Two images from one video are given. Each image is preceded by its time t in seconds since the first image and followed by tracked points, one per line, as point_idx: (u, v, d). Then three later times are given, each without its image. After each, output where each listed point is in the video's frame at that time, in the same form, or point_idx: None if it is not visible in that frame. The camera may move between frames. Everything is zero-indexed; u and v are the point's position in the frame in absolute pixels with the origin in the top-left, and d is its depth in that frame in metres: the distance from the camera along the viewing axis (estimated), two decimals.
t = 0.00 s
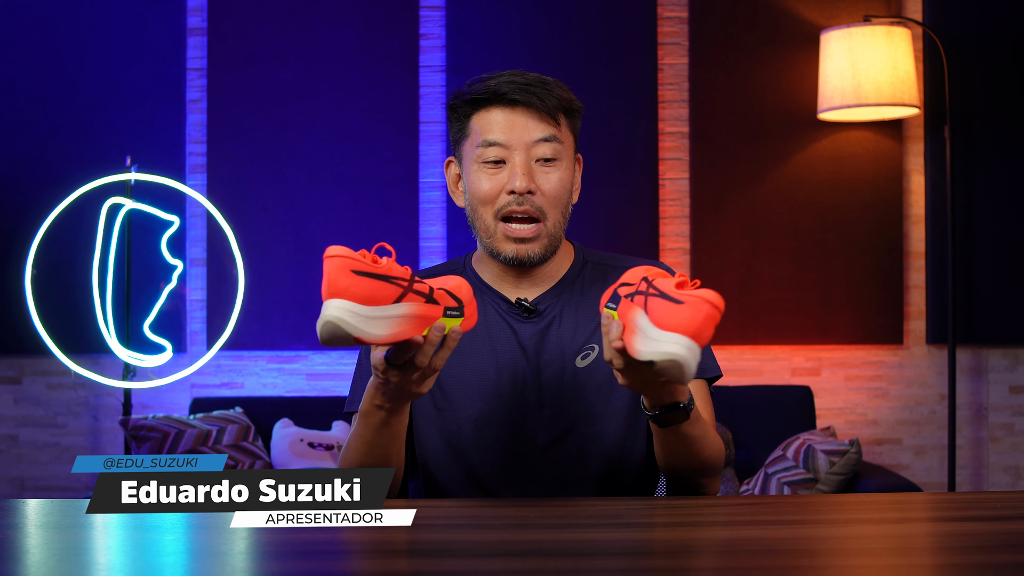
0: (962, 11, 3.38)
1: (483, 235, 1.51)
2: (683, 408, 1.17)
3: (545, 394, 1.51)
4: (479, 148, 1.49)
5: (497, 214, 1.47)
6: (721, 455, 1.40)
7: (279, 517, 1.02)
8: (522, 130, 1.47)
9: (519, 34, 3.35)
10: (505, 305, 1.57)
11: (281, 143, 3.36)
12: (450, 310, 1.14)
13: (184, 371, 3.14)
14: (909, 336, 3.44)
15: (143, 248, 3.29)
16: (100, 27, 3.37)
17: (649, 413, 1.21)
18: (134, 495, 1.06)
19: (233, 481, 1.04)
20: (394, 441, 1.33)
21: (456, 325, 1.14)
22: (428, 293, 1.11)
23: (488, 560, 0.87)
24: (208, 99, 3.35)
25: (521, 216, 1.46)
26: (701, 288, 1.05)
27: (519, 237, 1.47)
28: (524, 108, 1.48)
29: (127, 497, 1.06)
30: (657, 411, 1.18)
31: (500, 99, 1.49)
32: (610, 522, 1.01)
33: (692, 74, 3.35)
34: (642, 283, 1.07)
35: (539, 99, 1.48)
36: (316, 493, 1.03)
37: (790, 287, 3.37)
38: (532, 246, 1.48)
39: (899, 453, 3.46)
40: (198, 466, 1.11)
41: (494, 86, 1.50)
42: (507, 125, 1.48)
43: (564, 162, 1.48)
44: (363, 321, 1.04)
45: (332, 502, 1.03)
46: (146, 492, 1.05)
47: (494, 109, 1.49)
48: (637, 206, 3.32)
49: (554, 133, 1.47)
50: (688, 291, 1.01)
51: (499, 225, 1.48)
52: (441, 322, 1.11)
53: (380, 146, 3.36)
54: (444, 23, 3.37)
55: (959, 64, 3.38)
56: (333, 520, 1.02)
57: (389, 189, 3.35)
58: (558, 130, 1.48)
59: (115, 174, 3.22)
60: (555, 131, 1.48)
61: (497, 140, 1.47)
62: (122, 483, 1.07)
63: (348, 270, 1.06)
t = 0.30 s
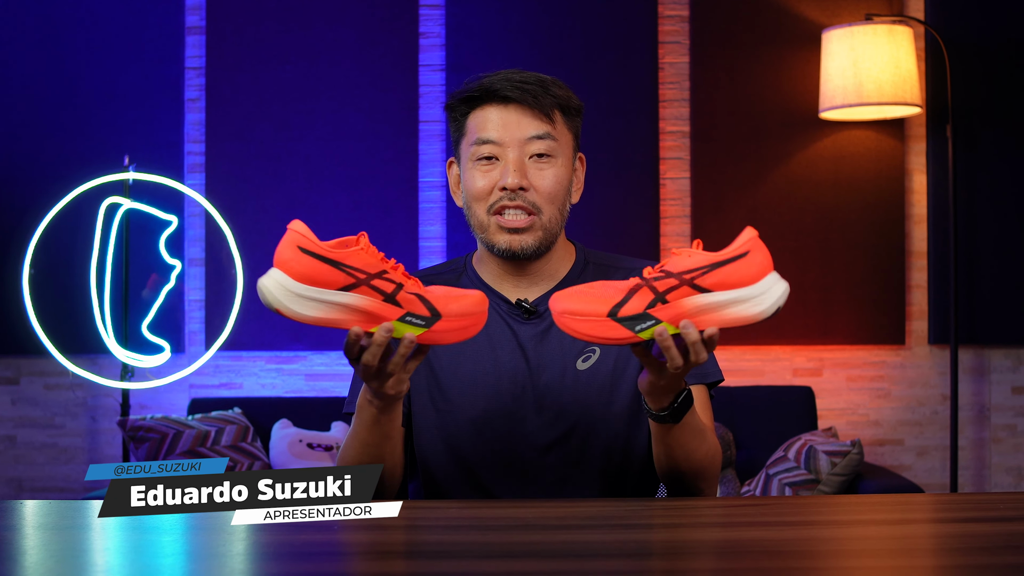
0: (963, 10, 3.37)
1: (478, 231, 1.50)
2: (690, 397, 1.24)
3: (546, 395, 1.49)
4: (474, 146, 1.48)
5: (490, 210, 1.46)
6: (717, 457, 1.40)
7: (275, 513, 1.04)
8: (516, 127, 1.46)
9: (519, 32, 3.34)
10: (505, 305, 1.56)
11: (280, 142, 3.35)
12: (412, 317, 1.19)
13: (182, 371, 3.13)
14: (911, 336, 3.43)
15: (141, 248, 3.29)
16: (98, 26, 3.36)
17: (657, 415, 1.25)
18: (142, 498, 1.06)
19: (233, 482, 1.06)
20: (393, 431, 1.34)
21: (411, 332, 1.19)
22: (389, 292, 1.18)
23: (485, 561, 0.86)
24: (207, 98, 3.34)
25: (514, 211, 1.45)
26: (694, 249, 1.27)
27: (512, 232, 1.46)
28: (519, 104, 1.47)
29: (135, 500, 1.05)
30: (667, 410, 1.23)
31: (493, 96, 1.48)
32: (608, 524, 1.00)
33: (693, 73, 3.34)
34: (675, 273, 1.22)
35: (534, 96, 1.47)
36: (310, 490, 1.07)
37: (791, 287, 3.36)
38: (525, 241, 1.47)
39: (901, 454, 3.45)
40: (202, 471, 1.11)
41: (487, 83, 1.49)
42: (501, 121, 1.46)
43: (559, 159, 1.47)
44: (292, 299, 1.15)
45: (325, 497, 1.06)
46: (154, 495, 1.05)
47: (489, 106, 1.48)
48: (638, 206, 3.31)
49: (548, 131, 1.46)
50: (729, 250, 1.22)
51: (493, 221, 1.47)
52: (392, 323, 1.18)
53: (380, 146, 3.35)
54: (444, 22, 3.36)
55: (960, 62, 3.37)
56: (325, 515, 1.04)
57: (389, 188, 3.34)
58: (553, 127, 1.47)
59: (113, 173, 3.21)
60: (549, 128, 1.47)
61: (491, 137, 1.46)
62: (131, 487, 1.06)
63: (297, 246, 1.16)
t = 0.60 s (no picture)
0: (965, 8, 3.36)
1: (479, 229, 1.49)
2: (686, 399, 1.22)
3: (546, 396, 1.48)
4: (476, 144, 1.47)
5: (492, 209, 1.45)
6: (716, 460, 1.40)
7: (275, 513, 1.03)
8: (520, 126, 1.45)
9: (519, 31, 3.33)
10: (505, 306, 1.55)
11: (279, 141, 3.34)
12: (410, 338, 1.15)
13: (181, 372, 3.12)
14: (913, 336, 3.42)
15: (140, 249, 3.28)
16: (96, 25, 3.35)
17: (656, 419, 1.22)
18: (142, 498, 1.04)
19: (233, 482, 1.04)
20: (393, 437, 1.33)
21: (406, 353, 1.14)
22: (391, 310, 1.15)
23: (483, 563, 0.85)
24: (205, 97, 3.33)
25: (516, 210, 1.44)
26: (672, 243, 1.25)
27: (514, 231, 1.45)
28: (523, 103, 1.46)
29: (135, 501, 1.05)
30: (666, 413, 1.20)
31: (498, 94, 1.47)
32: (609, 525, 0.99)
33: (693, 72, 3.33)
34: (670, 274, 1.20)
35: (538, 96, 1.46)
36: (310, 490, 1.06)
37: (792, 287, 3.34)
38: (526, 241, 1.46)
39: (903, 455, 3.44)
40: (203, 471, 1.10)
41: (492, 82, 1.48)
42: (505, 120, 1.45)
43: (562, 159, 1.46)
44: (293, 303, 1.14)
45: (324, 497, 1.05)
46: (154, 495, 1.04)
47: (493, 104, 1.47)
48: (638, 206, 3.30)
49: (552, 130, 1.45)
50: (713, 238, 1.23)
51: (494, 219, 1.46)
52: (389, 341, 1.14)
53: (379, 145, 3.33)
54: (444, 20, 3.35)
55: (962, 61, 3.36)
56: (325, 515, 1.03)
57: (389, 188, 3.33)
58: (557, 127, 1.46)
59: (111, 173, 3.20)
60: (553, 128, 1.45)
61: (494, 135, 1.45)
62: (131, 487, 1.05)
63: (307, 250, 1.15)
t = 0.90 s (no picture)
0: (967, 7, 3.34)
1: (476, 232, 1.48)
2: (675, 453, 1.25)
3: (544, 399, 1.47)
4: (472, 145, 1.46)
5: (488, 210, 1.44)
6: (708, 480, 1.39)
7: (276, 513, 1.02)
8: (515, 126, 1.44)
9: (519, 30, 3.32)
10: (505, 308, 1.54)
11: (279, 140, 3.32)
12: (439, 376, 1.16)
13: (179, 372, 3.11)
14: (915, 337, 3.41)
15: (138, 248, 3.27)
16: (94, 24, 3.34)
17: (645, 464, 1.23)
18: (143, 498, 1.04)
19: (234, 482, 1.03)
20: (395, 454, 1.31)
21: (438, 392, 1.16)
22: (418, 352, 1.14)
23: (482, 565, 0.84)
24: (204, 96, 3.32)
25: (512, 211, 1.43)
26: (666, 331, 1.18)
27: (510, 232, 1.43)
28: (518, 103, 1.45)
29: (135, 501, 1.04)
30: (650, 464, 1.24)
31: (493, 94, 1.46)
32: (611, 527, 0.98)
33: (695, 71, 3.33)
34: (645, 368, 1.15)
35: (534, 95, 1.45)
36: (310, 490, 1.04)
37: (794, 287, 3.33)
38: (524, 242, 1.44)
39: (905, 456, 3.43)
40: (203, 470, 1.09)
41: (486, 82, 1.47)
42: (500, 121, 1.44)
43: (558, 159, 1.45)
44: (330, 362, 1.10)
45: (324, 497, 1.04)
46: (154, 495, 1.03)
47: (488, 105, 1.46)
48: (638, 206, 3.29)
49: (548, 130, 1.44)
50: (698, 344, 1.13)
51: (490, 221, 1.45)
52: (421, 384, 1.14)
53: (379, 144, 3.32)
54: (444, 19, 3.34)
55: (964, 60, 3.36)
56: (325, 515, 1.02)
57: (388, 187, 3.32)
58: (552, 127, 1.45)
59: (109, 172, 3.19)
60: (548, 128, 1.45)
61: (489, 136, 1.44)
62: (131, 487, 1.04)
63: (333, 306, 1.10)
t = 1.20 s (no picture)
0: (969, 6, 3.33)
1: (472, 232, 1.46)
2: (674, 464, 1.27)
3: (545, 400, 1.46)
4: (467, 146, 1.45)
5: (483, 210, 1.43)
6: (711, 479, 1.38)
7: (275, 514, 1.01)
8: (509, 126, 1.43)
9: (519, 28, 3.31)
10: (504, 309, 1.52)
11: (278, 139, 3.31)
12: (461, 412, 1.13)
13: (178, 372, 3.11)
14: (917, 337, 3.40)
15: (136, 248, 3.26)
16: (92, 23, 3.32)
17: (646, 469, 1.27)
18: (143, 498, 1.03)
19: (234, 482, 1.02)
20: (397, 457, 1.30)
21: (461, 427, 1.14)
22: (443, 390, 1.11)
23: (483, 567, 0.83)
24: (203, 95, 3.31)
25: (507, 211, 1.42)
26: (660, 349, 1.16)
27: (506, 230, 1.42)
28: (512, 102, 1.44)
29: (135, 501, 1.03)
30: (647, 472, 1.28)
31: (485, 95, 1.45)
32: (613, 528, 0.97)
33: (696, 69, 3.31)
34: (634, 386, 1.13)
35: (527, 94, 1.44)
36: (310, 490, 1.03)
37: (795, 287, 3.32)
38: (520, 240, 1.42)
39: (907, 456, 3.42)
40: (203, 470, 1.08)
41: (479, 82, 1.46)
42: (493, 122, 1.43)
43: (552, 159, 1.45)
44: (362, 412, 1.08)
45: (324, 497, 1.03)
46: (154, 495, 1.02)
47: (481, 105, 1.45)
48: (639, 206, 3.28)
49: (542, 129, 1.43)
50: (686, 369, 1.11)
51: (485, 221, 1.43)
52: (446, 422, 1.11)
53: (379, 143, 3.31)
54: (444, 17, 3.33)
55: (965, 59, 3.34)
56: (325, 515, 1.01)
57: (388, 187, 3.30)
58: (546, 126, 1.44)
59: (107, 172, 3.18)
60: (542, 127, 1.44)
61: (483, 137, 1.43)
62: (131, 486, 1.03)
63: (362, 355, 1.06)
